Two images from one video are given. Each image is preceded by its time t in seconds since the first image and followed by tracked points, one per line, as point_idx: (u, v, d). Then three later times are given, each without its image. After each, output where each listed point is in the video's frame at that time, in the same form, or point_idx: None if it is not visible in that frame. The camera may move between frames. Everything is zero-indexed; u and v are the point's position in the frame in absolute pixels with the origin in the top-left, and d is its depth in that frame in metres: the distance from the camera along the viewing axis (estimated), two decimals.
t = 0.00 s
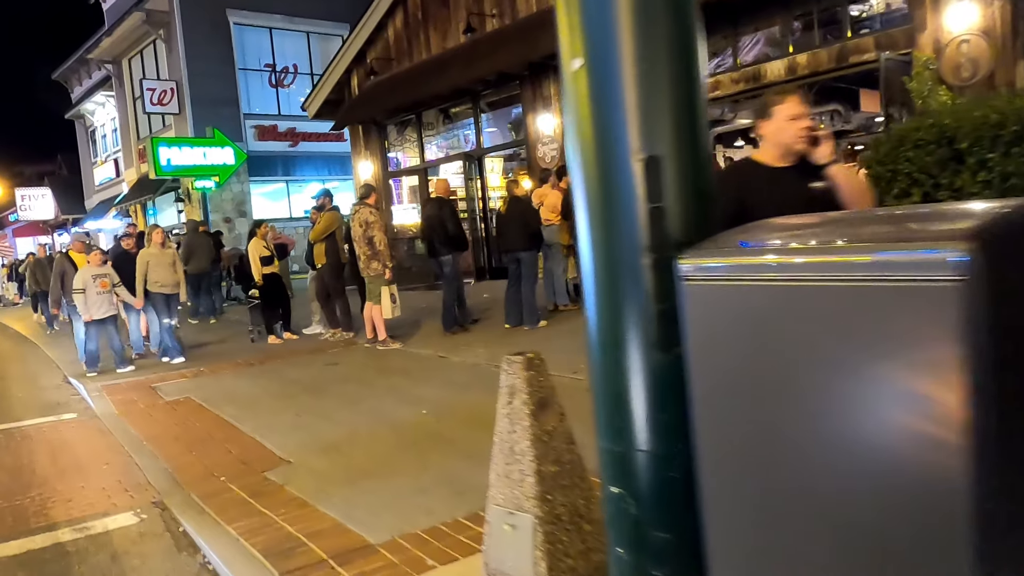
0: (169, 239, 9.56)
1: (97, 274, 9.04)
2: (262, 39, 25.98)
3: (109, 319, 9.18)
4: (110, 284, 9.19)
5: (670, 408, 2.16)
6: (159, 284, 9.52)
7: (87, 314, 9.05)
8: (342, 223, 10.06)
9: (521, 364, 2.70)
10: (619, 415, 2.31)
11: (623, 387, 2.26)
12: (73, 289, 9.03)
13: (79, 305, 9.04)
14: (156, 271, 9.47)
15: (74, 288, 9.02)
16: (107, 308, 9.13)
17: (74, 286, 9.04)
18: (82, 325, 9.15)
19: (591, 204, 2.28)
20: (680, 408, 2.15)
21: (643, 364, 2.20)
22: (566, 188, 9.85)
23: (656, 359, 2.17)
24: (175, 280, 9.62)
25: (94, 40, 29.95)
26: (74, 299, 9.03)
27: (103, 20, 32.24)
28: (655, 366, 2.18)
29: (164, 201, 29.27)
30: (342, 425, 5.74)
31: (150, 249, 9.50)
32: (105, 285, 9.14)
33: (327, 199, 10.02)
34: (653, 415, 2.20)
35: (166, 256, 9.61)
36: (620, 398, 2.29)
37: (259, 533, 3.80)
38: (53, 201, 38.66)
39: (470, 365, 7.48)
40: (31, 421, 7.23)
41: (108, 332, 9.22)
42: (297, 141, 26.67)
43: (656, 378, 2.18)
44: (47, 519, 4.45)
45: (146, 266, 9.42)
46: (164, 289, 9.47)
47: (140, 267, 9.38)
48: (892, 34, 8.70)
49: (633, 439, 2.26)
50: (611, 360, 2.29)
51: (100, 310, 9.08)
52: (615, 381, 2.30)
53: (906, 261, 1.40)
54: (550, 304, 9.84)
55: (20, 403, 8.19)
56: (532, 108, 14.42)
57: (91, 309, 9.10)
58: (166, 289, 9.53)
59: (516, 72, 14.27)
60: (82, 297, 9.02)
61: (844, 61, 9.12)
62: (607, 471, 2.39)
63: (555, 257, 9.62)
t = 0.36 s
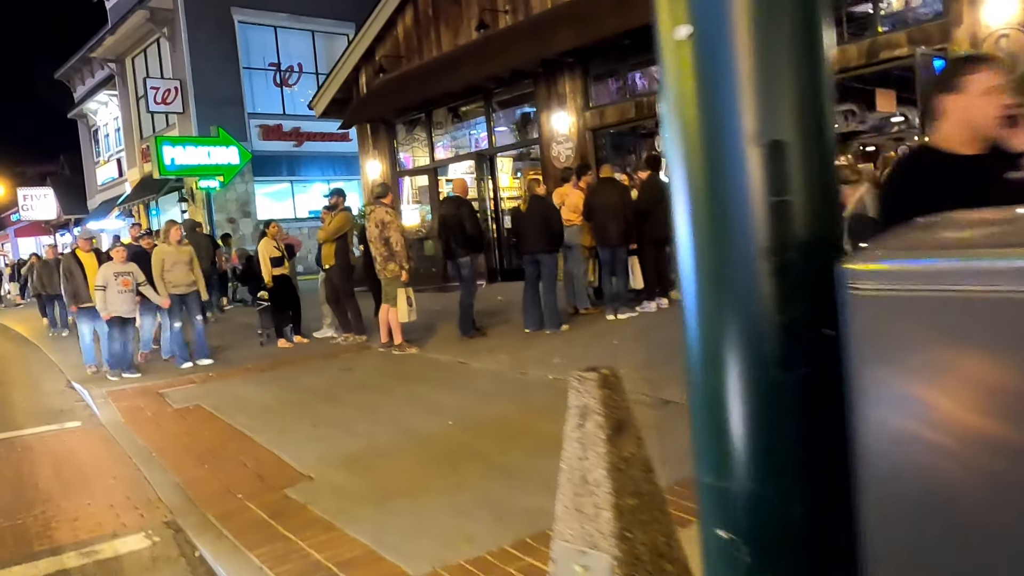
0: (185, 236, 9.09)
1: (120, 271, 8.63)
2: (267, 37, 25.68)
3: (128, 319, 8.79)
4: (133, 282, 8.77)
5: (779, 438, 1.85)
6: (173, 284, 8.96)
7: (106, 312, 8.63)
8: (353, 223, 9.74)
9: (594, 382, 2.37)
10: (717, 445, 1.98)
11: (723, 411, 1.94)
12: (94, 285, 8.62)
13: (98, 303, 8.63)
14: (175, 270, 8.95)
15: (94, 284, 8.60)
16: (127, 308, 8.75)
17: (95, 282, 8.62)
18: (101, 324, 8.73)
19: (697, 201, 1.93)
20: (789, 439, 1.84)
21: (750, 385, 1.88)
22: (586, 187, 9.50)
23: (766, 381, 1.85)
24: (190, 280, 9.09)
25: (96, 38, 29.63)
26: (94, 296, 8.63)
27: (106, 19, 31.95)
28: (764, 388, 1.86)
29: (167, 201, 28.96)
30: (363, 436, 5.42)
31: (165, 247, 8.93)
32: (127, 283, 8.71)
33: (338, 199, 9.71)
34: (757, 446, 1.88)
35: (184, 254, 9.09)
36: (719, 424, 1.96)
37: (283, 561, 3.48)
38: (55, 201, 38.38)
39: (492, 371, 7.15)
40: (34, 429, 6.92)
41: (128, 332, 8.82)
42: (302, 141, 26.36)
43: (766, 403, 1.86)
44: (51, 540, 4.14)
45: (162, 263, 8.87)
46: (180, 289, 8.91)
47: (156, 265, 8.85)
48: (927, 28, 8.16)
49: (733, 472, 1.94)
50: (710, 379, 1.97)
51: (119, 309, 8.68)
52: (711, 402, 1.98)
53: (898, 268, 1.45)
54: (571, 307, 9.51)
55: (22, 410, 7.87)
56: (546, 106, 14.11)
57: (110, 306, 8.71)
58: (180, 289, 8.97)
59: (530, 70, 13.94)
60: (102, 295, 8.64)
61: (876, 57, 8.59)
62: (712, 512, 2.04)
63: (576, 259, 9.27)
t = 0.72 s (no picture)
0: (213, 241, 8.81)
1: (140, 278, 8.30)
2: (275, 43, 25.47)
3: (150, 328, 8.40)
4: (153, 290, 8.44)
5: (931, 485, 1.53)
6: (200, 292, 8.63)
7: (127, 323, 8.30)
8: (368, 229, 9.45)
9: (689, 414, 2.06)
10: (849, 490, 1.66)
11: (860, 453, 1.63)
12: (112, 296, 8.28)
13: (118, 312, 8.28)
14: (200, 277, 8.61)
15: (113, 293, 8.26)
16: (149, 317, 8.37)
17: (113, 292, 8.28)
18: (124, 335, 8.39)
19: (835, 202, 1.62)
20: (943, 487, 1.52)
21: (896, 420, 1.56)
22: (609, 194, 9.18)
23: (917, 416, 1.53)
24: (219, 287, 8.75)
25: (103, 43, 29.47)
26: (113, 305, 8.27)
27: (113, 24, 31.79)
28: (914, 425, 1.53)
29: (173, 207, 28.73)
30: (388, 456, 5.12)
31: (193, 252, 8.63)
32: (148, 292, 8.40)
33: (353, 204, 9.44)
34: (901, 495, 1.56)
35: (211, 260, 8.74)
36: (854, 466, 1.64)
37: None
38: (60, 206, 38.20)
39: (517, 384, 6.85)
40: (39, 443, 6.64)
41: (151, 342, 8.43)
42: (309, 147, 26.13)
43: (916, 444, 1.53)
44: (59, 570, 3.86)
45: (188, 270, 8.56)
46: (208, 297, 8.56)
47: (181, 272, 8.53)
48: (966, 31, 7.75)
49: (868, 522, 1.62)
50: (841, 411, 1.67)
51: (141, 319, 8.33)
52: (842, 438, 1.67)
53: None
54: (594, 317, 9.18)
55: (26, 421, 7.59)
56: (562, 112, 13.84)
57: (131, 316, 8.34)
58: (207, 297, 8.63)
59: (546, 75, 13.68)
60: (121, 304, 8.25)
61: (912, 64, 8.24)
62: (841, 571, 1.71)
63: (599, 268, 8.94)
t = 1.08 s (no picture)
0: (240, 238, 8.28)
1: (165, 276, 7.78)
2: (280, 41, 25.18)
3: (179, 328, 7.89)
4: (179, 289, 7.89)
5: None
6: (226, 291, 8.09)
7: (153, 324, 7.79)
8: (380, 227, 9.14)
9: (809, 440, 1.99)
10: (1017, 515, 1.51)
11: None
12: (138, 294, 7.78)
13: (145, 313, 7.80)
14: (225, 276, 8.07)
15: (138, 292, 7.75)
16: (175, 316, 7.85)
17: (140, 291, 7.79)
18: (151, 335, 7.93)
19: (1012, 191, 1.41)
20: None
21: None
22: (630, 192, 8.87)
23: None
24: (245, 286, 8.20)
25: (107, 41, 29.19)
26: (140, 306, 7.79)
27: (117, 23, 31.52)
28: None
29: (177, 207, 28.45)
30: (415, 469, 4.82)
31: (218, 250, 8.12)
32: (174, 291, 7.86)
33: (364, 202, 9.11)
34: None
35: (238, 257, 8.20)
36: None
37: None
38: (64, 207, 37.92)
39: (542, 389, 6.54)
40: (43, 452, 6.35)
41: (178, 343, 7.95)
42: (314, 146, 25.85)
43: None
44: None
45: (211, 269, 8.04)
46: (232, 295, 8.00)
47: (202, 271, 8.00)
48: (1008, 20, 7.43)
49: None
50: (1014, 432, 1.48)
51: (167, 318, 7.82)
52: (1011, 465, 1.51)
53: None
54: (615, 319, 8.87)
55: (28, 428, 7.31)
56: (576, 108, 13.52)
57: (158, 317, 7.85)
58: (233, 296, 8.08)
59: (560, 71, 13.37)
60: (147, 303, 7.73)
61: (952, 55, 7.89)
62: None
63: (623, 268, 8.63)
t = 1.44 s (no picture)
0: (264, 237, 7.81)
1: (197, 273, 7.26)
2: (284, 40, 24.92)
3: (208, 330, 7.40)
4: (211, 287, 7.39)
5: None
6: (249, 291, 7.61)
7: (183, 325, 7.27)
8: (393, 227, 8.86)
9: (959, 474, 1.89)
10: None
11: None
12: (167, 293, 7.24)
13: (174, 312, 7.26)
14: (250, 275, 7.60)
15: (168, 290, 7.21)
16: (204, 317, 7.33)
17: (169, 289, 7.25)
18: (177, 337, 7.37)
19: None
20: None
21: None
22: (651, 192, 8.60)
23: None
24: (269, 286, 7.71)
25: (109, 41, 28.94)
26: (169, 305, 7.24)
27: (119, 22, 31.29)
28: None
29: (181, 207, 28.21)
30: (440, 483, 4.55)
31: (240, 248, 7.65)
32: (205, 290, 7.36)
33: (377, 201, 8.83)
34: None
35: (262, 257, 7.71)
36: None
37: None
38: (66, 207, 37.68)
39: (566, 395, 6.26)
40: (47, 461, 6.10)
41: (205, 345, 7.46)
42: (318, 146, 25.58)
43: None
44: None
45: (235, 268, 7.55)
46: (256, 297, 7.56)
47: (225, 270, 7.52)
48: None
49: None
50: None
51: (197, 318, 7.32)
52: None
53: None
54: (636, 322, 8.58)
55: (30, 435, 7.04)
56: (589, 106, 13.23)
57: (188, 316, 7.32)
58: (257, 297, 7.62)
59: (573, 68, 13.09)
60: (177, 302, 7.22)
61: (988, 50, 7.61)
62: None
63: (644, 269, 8.34)
